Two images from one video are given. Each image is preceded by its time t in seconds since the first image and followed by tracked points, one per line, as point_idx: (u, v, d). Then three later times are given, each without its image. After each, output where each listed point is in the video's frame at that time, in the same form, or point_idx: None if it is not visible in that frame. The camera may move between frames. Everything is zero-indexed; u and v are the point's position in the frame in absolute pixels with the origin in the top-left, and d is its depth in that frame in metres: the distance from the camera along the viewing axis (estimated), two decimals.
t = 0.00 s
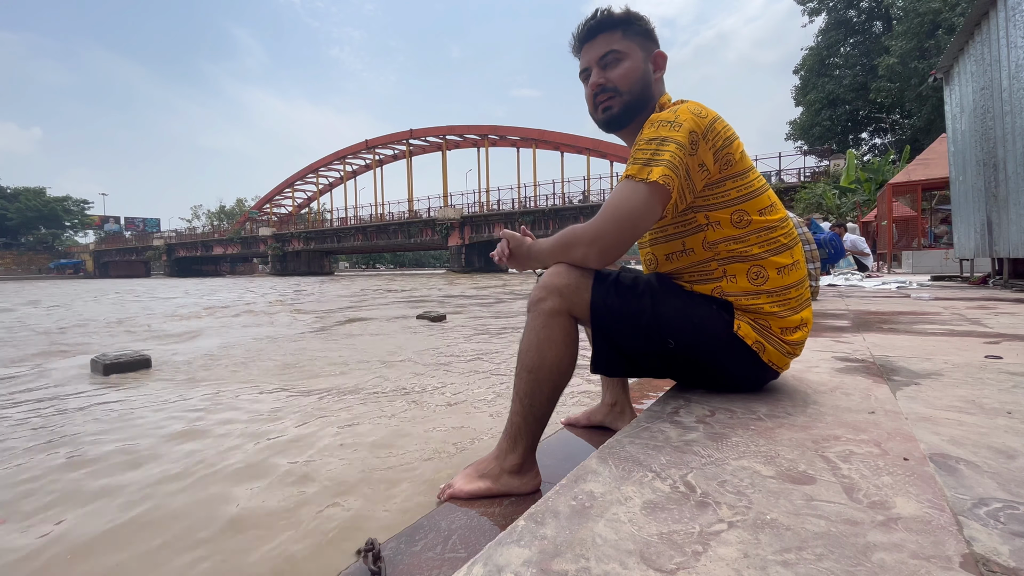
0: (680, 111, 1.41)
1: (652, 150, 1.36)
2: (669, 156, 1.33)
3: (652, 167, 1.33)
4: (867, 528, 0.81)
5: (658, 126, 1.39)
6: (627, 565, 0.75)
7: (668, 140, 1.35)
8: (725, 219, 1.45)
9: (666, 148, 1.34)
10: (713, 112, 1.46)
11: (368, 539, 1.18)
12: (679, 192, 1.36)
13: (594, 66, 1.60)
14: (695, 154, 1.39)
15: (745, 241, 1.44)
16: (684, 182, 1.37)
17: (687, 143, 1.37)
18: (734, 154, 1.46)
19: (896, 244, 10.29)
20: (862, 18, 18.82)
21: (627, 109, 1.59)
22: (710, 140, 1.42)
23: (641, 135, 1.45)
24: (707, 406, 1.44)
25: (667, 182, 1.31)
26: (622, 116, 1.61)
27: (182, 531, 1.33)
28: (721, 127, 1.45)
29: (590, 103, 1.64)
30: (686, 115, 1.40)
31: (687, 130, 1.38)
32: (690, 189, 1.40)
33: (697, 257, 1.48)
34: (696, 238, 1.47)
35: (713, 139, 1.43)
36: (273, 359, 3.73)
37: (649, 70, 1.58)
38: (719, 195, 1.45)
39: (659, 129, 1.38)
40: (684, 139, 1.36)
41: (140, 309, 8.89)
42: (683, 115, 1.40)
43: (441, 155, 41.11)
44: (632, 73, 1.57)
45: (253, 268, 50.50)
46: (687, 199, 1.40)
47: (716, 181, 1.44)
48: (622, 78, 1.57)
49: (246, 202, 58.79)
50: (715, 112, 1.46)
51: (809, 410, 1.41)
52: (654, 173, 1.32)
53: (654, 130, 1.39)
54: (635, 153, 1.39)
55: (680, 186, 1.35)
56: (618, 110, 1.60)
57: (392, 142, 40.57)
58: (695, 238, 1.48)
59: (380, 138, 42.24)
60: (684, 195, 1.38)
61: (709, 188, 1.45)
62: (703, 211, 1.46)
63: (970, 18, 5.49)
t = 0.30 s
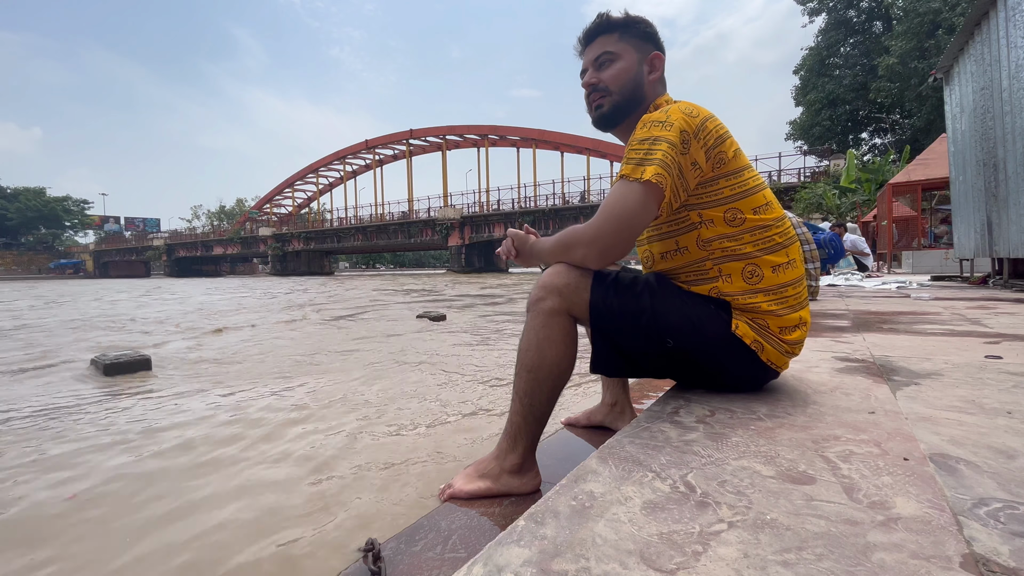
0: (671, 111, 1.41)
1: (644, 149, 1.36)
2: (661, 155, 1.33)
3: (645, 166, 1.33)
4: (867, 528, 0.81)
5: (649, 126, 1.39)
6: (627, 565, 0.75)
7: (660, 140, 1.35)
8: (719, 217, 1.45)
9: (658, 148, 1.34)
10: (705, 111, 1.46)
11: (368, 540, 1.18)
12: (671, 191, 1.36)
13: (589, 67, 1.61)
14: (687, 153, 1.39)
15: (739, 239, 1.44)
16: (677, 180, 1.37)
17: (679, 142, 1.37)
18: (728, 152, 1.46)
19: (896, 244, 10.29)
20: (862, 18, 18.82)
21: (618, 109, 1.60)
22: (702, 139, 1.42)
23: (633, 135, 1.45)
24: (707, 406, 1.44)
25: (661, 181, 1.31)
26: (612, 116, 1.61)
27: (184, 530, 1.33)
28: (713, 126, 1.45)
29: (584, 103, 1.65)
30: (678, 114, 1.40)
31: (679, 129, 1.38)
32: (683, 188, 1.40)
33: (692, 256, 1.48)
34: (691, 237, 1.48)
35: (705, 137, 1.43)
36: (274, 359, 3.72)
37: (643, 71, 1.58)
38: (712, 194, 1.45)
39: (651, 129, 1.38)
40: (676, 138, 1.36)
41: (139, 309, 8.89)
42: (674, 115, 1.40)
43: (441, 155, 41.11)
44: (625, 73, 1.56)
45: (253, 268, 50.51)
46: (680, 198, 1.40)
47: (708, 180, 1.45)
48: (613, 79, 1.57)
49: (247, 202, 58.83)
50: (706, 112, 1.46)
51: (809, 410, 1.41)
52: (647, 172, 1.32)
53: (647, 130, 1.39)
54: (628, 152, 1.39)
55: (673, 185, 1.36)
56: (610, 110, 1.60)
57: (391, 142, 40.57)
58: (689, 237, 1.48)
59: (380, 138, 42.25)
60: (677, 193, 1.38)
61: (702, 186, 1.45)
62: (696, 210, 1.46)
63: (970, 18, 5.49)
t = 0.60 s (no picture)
0: (671, 111, 1.41)
1: (645, 149, 1.36)
2: (661, 155, 1.33)
3: (645, 166, 1.33)
4: (867, 528, 0.81)
5: (649, 127, 1.39)
6: (627, 565, 0.75)
7: (660, 140, 1.35)
8: (719, 217, 1.45)
9: (659, 148, 1.34)
10: (705, 111, 1.46)
11: (368, 539, 1.18)
12: (671, 191, 1.36)
13: (590, 69, 1.61)
14: (687, 153, 1.39)
15: (739, 239, 1.44)
16: (677, 180, 1.37)
17: (679, 142, 1.37)
18: (728, 152, 1.46)
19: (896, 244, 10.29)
20: (862, 18, 18.82)
21: (619, 111, 1.60)
22: (702, 139, 1.42)
23: (633, 135, 1.45)
24: (707, 406, 1.44)
25: (661, 180, 1.31)
26: (613, 117, 1.61)
27: (185, 530, 1.33)
28: (713, 125, 1.45)
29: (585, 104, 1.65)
30: (677, 115, 1.40)
31: (679, 129, 1.38)
32: (683, 187, 1.40)
33: (692, 256, 1.48)
34: (691, 236, 1.48)
35: (705, 137, 1.43)
36: (274, 359, 3.72)
37: (644, 72, 1.57)
38: (712, 194, 1.45)
39: (651, 129, 1.39)
40: (675, 138, 1.36)
41: (139, 309, 8.89)
42: (674, 115, 1.40)
43: (441, 155, 41.11)
44: (626, 75, 1.56)
45: (253, 268, 50.51)
46: (680, 198, 1.40)
47: (708, 180, 1.45)
48: (614, 80, 1.57)
49: (247, 202, 58.85)
50: (707, 112, 1.46)
51: (809, 410, 1.41)
52: (647, 172, 1.32)
53: (647, 130, 1.39)
54: (628, 152, 1.39)
55: (672, 185, 1.36)
56: (611, 112, 1.60)
57: (391, 142, 40.58)
58: (689, 236, 1.48)
59: (380, 138, 42.25)
60: (677, 193, 1.38)
61: (703, 186, 1.45)
62: (697, 210, 1.46)
63: (970, 18, 5.49)
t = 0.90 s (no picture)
0: (672, 111, 1.41)
1: (645, 150, 1.36)
2: (662, 155, 1.33)
3: (646, 166, 1.33)
4: (867, 528, 0.81)
5: (650, 127, 1.39)
6: (627, 565, 0.75)
7: (661, 140, 1.35)
8: (719, 217, 1.45)
9: (659, 148, 1.34)
10: (706, 111, 1.46)
11: (368, 540, 1.18)
12: (672, 191, 1.36)
13: (591, 69, 1.61)
14: (687, 153, 1.39)
15: (739, 239, 1.44)
16: (678, 180, 1.37)
17: (679, 142, 1.37)
18: (729, 152, 1.46)
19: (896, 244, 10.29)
20: (862, 18, 18.84)
21: (619, 110, 1.60)
22: (703, 139, 1.42)
23: (634, 135, 1.45)
24: (707, 406, 1.44)
25: (661, 181, 1.31)
26: (613, 116, 1.61)
27: (184, 531, 1.33)
28: (714, 125, 1.45)
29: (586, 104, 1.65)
30: (678, 114, 1.40)
31: (679, 129, 1.38)
32: (684, 187, 1.40)
33: (693, 256, 1.48)
34: (691, 236, 1.48)
35: (706, 137, 1.43)
36: (274, 358, 3.72)
37: (644, 71, 1.57)
38: (713, 194, 1.45)
39: (652, 130, 1.39)
40: (676, 138, 1.36)
41: (139, 309, 8.88)
42: (675, 115, 1.40)
43: (441, 155, 41.10)
44: (626, 74, 1.56)
45: (253, 268, 50.50)
46: (681, 198, 1.40)
47: (709, 180, 1.45)
48: (614, 80, 1.57)
49: (247, 202, 58.90)
50: (708, 112, 1.46)
51: (809, 410, 1.41)
52: (648, 172, 1.32)
53: (647, 130, 1.39)
54: (628, 153, 1.39)
55: (673, 185, 1.36)
56: (611, 111, 1.60)
57: (392, 142, 40.59)
58: (690, 237, 1.48)
59: (381, 138, 42.26)
60: (678, 193, 1.38)
61: (703, 186, 1.45)
62: (697, 210, 1.46)
63: (970, 18, 5.49)
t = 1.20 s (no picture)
0: (675, 111, 1.41)
1: (647, 150, 1.36)
2: (665, 156, 1.33)
3: (648, 167, 1.33)
4: (867, 528, 0.81)
5: (653, 127, 1.39)
6: (627, 565, 0.75)
7: (664, 140, 1.35)
8: (721, 217, 1.45)
9: (662, 148, 1.34)
10: (708, 112, 1.46)
11: (368, 540, 1.18)
12: (674, 191, 1.36)
13: (594, 67, 1.61)
14: (690, 153, 1.39)
15: (740, 239, 1.44)
16: (680, 181, 1.37)
17: (682, 143, 1.37)
18: (731, 152, 1.46)
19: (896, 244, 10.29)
20: (862, 18, 18.85)
21: (624, 109, 1.59)
22: (706, 139, 1.42)
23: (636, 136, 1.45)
24: (707, 406, 1.44)
25: (663, 181, 1.31)
26: (617, 116, 1.61)
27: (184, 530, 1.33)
28: (717, 126, 1.45)
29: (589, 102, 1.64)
30: (681, 115, 1.40)
31: (682, 129, 1.38)
32: (686, 188, 1.40)
33: (694, 256, 1.48)
34: (693, 237, 1.48)
35: (709, 137, 1.43)
36: (273, 358, 3.72)
37: (648, 71, 1.58)
38: (715, 195, 1.45)
39: (654, 130, 1.39)
40: (679, 138, 1.36)
41: (139, 309, 8.88)
42: (678, 115, 1.40)
43: (441, 155, 41.10)
44: (630, 73, 1.56)
45: (253, 268, 50.51)
46: (683, 198, 1.40)
47: (711, 180, 1.45)
48: (619, 79, 1.57)
49: (247, 202, 58.94)
50: (710, 112, 1.46)
51: (808, 410, 1.41)
52: (650, 173, 1.32)
53: (650, 131, 1.39)
54: (631, 153, 1.39)
55: (675, 185, 1.36)
56: (615, 110, 1.60)
57: (392, 142, 40.59)
58: (691, 237, 1.48)
59: (381, 138, 42.27)
60: (680, 194, 1.38)
61: (705, 186, 1.45)
62: (699, 211, 1.46)
63: (970, 18, 5.49)
